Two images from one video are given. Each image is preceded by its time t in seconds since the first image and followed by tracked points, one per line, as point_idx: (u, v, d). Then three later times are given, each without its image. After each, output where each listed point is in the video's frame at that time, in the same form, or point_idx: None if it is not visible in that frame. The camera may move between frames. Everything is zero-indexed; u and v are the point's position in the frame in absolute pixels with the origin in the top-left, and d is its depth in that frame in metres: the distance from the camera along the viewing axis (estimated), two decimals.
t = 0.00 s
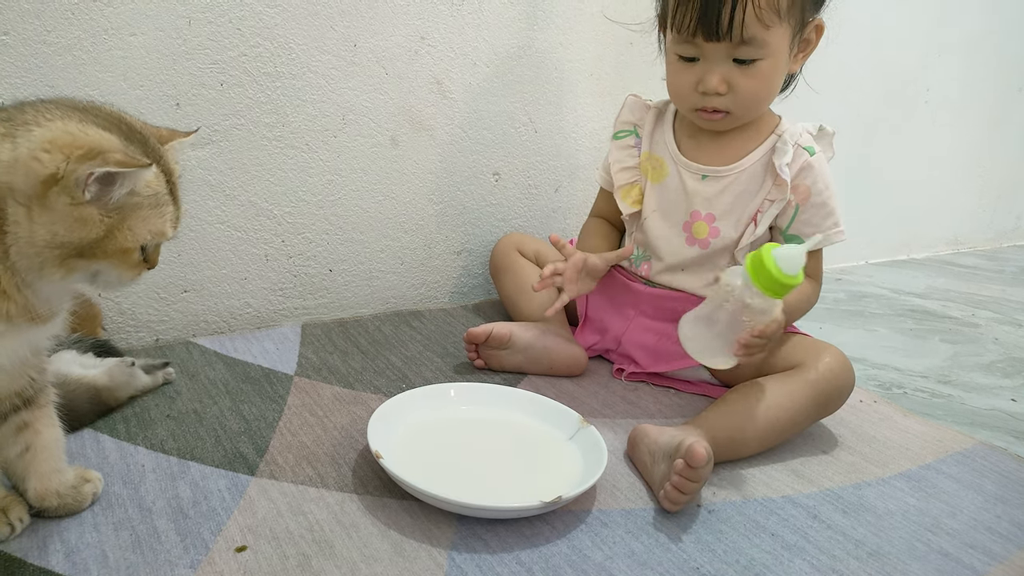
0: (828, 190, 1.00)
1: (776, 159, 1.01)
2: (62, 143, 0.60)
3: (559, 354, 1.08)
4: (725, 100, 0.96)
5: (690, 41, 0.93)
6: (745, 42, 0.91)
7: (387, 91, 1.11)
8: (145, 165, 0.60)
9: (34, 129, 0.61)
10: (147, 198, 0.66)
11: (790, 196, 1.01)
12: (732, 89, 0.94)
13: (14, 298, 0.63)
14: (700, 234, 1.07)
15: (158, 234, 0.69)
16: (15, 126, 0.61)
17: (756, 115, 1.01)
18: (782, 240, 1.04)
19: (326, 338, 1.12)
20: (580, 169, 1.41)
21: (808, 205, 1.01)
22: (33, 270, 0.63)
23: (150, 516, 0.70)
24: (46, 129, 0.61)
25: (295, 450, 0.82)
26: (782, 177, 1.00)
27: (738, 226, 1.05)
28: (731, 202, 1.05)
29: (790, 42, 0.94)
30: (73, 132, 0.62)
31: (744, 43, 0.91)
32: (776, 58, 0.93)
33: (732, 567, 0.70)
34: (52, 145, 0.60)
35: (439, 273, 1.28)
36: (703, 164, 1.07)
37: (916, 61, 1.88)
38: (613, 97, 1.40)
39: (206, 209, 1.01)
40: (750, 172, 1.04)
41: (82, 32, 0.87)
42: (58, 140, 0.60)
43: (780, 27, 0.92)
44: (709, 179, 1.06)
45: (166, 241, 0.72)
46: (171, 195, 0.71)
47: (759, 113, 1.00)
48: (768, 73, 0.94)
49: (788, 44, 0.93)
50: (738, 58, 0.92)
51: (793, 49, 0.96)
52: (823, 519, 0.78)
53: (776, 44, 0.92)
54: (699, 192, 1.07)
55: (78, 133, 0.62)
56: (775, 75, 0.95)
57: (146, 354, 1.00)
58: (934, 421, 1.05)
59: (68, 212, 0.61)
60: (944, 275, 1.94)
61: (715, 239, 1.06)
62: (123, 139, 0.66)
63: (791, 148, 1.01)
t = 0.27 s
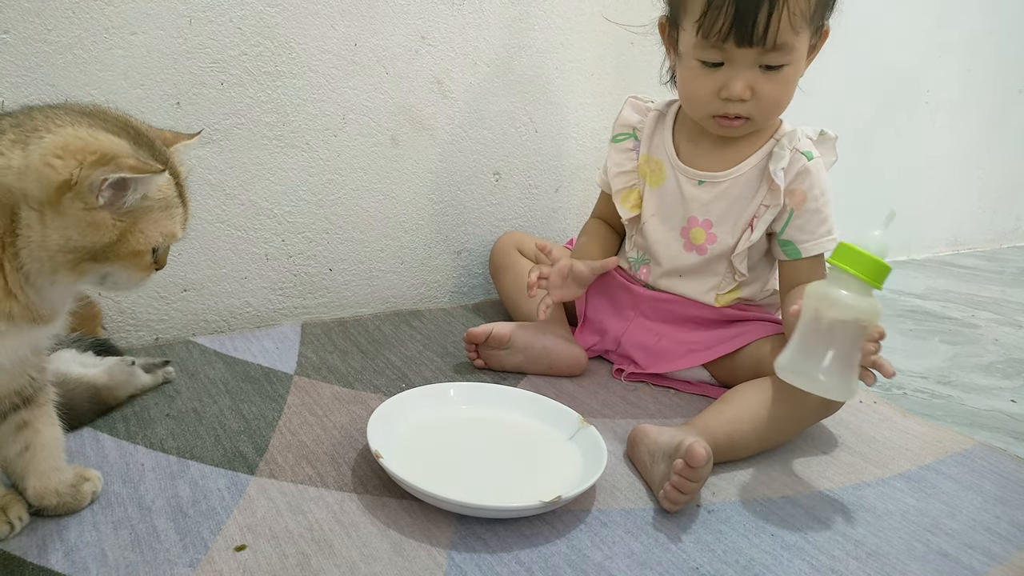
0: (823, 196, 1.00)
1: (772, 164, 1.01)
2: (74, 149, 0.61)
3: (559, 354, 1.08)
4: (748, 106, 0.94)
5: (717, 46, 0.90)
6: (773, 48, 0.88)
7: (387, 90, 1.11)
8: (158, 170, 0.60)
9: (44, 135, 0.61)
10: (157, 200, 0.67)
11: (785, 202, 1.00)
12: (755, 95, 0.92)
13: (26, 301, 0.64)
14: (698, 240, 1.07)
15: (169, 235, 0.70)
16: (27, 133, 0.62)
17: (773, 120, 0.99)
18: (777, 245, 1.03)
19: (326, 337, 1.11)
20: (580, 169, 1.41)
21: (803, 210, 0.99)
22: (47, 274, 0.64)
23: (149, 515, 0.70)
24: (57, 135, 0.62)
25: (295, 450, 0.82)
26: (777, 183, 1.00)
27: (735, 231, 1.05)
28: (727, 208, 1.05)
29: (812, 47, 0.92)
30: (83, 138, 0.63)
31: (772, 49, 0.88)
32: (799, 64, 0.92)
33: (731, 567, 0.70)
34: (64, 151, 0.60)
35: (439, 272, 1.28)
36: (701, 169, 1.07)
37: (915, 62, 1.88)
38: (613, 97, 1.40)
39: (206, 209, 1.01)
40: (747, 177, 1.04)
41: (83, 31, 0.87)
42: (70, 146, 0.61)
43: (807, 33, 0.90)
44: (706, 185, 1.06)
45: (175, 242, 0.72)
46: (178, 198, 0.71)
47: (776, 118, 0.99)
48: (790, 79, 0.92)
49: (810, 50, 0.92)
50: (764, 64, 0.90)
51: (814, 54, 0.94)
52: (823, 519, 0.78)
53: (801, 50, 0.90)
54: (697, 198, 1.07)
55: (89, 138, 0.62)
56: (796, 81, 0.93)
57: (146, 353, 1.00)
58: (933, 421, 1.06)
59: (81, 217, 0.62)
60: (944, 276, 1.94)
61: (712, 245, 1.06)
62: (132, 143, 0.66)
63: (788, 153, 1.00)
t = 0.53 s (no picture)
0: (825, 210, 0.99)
1: (775, 175, 1.00)
2: (77, 154, 0.61)
3: (559, 356, 1.08)
4: (770, 109, 0.90)
5: (744, 41, 0.87)
6: (802, 45, 0.86)
7: (386, 91, 1.11)
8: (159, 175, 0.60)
9: (48, 140, 0.62)
10: (160, 204, 0.67)
11: (787, 214, 1.00)
12: (780, 97, 0.89)
13: (29, 306, 0.64)
14: (701, 252, 1.07)
15: (172, 239, 0.70)
16: (30, 138, 0.62)
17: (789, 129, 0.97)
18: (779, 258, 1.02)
19: (325, 338, 1.11)
20: (579, 169, 1.41)
21: (803, 223, 0.99)
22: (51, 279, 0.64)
23: (148, 517, 0.70)
24: (60, 141, 0.62)
25: (294, 451, 0.82)
26: (779, 194, 0.99)
27: (738, 243, 1.05)
28: (731, 220, 1.05)
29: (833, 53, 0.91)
30: (87, 143, 0.63)
31: (801, 46, 0.86)
32: (821, 67, 0.90)
33: (731, 567, 0.70)
34: (67, 156, 0.61)
35: (439, 273, 1.28)
36: (704, 180, 1.06)
37: (915, 63, 1.88)
38: (612, 97, 1.40)
39: (205, 209, 1.01)
40: (751, 190, 1.03)
41: (81, 31, 0.87)
42: (72, 151, 0.61)
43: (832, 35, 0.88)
44: (709, 197, 1.05)
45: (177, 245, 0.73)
46: (181, 202, 0.71)
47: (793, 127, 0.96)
48: (813, 82, 0.90)
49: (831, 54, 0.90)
50: (791, 63, 0.87)
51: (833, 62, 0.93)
52: (823, 519, 0.78)
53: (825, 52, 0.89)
54: (700, 209, 1.06)
55: (92, 144, 0.63)
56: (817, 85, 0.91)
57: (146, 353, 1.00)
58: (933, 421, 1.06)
59: (84, 222, 0.62)
60: (944, 276, 1.94)
61: (716, 257, 1.06)
62: (134, 149, 0.67)
63: (793, 165, 1.00)
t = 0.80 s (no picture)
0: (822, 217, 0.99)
1: (774, 182, 1.00)
2: (78, 157, 0.61)
3: (556, 357, 1.08)
4: (777, 115, 0.90)
5: (755, 45, 0.87)
6: (812, 52, 0.86)
7: (384, 91, 1.11)
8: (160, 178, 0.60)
9: (50, 142, 0.62)
10: (161, 207, 0.68)
11: (785, 221, 1.00)
12: (787, 104, 0.89)
13: (28, 308, 0.64)
14: (700, 258, 1.07)
15: (173, 241, 0.70)
16: (32, 141, 0.62)
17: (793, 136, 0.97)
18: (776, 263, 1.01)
19: (323, 338, 1.11)
20: (577, 170, 1.41)
21: (801, 229, 0.99)
22: (52, 281, 0.64)
23: (145, 516, 0.70)
24: (62, 142, 0.62)
25: (291, 451, 0.82)
26: (776, 202, 0.99)
27: (737, 250, 1.05)
28: (729, 226, 1.05)
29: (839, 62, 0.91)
30: (88, 146, 0.63)
31: (811, 53, 0.86)
32: (829, 75, 0.90)
33: (728, 566, 0.70)
34: (69, 159, 0.61)
35: (436, 273, 1.28)
36: (703, 187, 1.06)
37: (913, 65, 1.89)
38: (609, 98, 1.40)
39: (202, 209, 1.01)
40: (749, 197, 1.03)
41: (77, 31, 0.87)
42: (74, 154, 0.62)
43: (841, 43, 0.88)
44: (708, 204, 1.06)
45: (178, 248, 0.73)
46: (182, 204, 0.71)
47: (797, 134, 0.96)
48: (821, 90, 0.90)
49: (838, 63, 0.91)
50: (801, 70, 0.87)
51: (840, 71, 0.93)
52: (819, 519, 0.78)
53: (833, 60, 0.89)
54: (699, 215, 1.07)
55: (94, 146, 0.63)
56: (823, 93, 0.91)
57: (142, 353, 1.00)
58: (929, 421, 1.06)
59: (85, 225, 0.62)
60: (940, 277, 1.95)
61: (714, 264, 1.06)
62: (136, 151, 0.67)
63: (793, 172, 0.99)
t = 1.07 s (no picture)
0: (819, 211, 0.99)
1: (771, 177, 1.00)
2: (81, 152, 0.61)
3: (554, 354, 1.08)
4: (774, 111, 0.90)
5: (753, 41, 0.86)
6: (810, 47, 0.85)
7: (381, 87, 1.11)
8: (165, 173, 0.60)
9: (51, 138, 0.62)
10: (162, 203, 0.68)
11: (782, 215, 1.00)
12: (785, 99, 0.89)
13: (28, 304, 0.64)
14: (698, 254, 1.07)
15: (173, 237, 0.71)
16: (32, 136, 0.62)
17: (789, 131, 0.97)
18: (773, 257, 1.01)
19: (320, 334, 1.11)
20: (574, 166, 1.41)
21: (798, 224, 0.99)
22: (53, 277, 0.64)
23: (141, 514, 0.69)
24: (63, 139, 0.62)
25: (288, 447, 0.82)
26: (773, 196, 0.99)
27: (735, 245, 1.04)
28: (727, 222, 1.05)
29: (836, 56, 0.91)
30: (90, 141, 0.63)
31: (809, 48, 0.86)
32: (826, 69, 0.90)
33: (725, 563, 0.70)
34: (72, 155, 0.61)
35: (433, 270, 1.28)
36: (701, 183, 1.06)
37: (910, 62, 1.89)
38: (607, 94, 1.40)
39: (198, 205, 1.01)
40: (747, 193, 1.03)
41: (72, 26, 0.86)
42: (76, 149, 0.62)
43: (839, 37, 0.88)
44: (706, 200, 1.05)
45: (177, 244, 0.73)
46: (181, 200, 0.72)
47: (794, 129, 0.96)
48: (818, 85, 0.90)
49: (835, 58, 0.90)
50: (798, 65, 0.87)
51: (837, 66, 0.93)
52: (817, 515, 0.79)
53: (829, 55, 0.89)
54: (697, 212, 1.06)
55: (96, 142, 0.63)
56: (820, 88, 0.91)
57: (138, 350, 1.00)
58: (926, 418, 1.06)
59: (88, 220, 0.62)
60: (937, 274, 1.95)
61: (712, 261, 1.06)
62: (136, 148, 0.67)
63: (791, 166, 0.99)
